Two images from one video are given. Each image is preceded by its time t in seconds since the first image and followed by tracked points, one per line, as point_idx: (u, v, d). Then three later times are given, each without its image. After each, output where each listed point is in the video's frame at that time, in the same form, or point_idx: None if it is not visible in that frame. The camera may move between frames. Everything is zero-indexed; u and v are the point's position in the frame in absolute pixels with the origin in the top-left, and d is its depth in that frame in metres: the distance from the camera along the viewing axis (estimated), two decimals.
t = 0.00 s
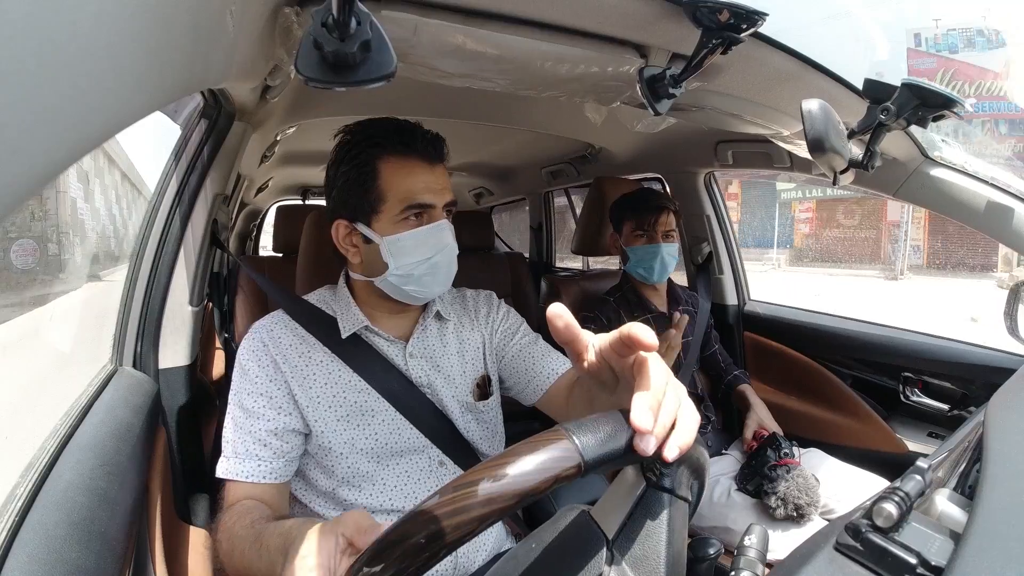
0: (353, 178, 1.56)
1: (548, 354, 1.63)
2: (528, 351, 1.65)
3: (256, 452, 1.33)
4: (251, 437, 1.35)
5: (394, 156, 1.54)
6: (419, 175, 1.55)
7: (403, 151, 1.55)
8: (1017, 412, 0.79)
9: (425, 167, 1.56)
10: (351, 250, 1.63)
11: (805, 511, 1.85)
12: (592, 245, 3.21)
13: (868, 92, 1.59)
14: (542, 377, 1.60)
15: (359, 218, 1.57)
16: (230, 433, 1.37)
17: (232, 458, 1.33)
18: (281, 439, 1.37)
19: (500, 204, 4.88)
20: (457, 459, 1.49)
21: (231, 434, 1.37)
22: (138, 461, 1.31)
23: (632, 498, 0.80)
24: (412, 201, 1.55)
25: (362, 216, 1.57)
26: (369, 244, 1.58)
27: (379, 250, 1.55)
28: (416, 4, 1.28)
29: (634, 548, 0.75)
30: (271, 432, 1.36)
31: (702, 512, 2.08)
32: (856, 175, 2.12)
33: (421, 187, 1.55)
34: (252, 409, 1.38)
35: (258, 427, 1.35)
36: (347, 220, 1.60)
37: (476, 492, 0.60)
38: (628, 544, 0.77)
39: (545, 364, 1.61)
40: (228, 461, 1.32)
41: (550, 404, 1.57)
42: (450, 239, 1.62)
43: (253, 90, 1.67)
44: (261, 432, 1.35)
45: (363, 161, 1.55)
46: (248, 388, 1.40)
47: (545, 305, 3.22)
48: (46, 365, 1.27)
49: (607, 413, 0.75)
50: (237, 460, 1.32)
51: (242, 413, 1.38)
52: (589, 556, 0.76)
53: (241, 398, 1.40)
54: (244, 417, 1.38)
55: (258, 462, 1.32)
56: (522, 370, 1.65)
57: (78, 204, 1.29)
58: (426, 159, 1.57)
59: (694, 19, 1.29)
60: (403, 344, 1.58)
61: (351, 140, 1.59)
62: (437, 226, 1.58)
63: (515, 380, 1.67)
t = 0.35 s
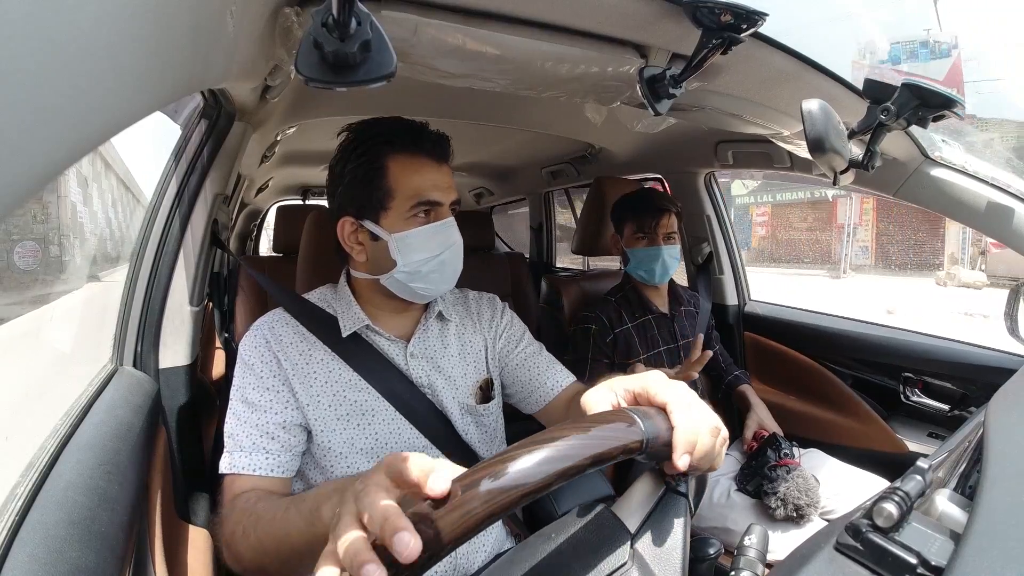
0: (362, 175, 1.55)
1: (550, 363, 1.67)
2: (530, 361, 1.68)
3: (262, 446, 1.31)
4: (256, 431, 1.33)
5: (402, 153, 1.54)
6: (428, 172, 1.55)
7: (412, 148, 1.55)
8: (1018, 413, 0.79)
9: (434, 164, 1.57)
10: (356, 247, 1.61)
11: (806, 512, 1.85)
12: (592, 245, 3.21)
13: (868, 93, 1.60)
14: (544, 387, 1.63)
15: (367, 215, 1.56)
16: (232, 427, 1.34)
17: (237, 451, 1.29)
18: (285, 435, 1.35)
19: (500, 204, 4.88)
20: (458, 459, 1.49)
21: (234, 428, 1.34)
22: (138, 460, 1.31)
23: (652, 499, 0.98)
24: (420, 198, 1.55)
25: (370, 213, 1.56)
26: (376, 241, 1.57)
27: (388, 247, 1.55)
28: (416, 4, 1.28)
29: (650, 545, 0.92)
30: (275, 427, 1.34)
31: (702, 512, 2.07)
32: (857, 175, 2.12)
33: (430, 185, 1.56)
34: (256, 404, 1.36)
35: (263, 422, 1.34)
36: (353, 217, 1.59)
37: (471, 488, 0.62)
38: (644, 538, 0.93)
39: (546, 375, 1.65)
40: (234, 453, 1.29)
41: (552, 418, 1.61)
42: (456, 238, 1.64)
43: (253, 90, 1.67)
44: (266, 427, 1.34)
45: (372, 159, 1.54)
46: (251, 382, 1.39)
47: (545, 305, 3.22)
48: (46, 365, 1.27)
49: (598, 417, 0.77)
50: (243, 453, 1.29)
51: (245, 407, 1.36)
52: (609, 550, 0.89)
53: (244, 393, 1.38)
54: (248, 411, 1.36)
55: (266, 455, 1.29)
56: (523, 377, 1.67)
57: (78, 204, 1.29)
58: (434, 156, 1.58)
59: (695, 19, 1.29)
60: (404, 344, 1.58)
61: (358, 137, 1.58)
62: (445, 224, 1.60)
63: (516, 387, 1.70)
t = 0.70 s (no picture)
0: (369, 176, 1.53)
1: (558, 382, 1.75)
2: (540, 376, 1.73)
3: (266, 456, 1.30)
4: (259, 440, 1.31)
5: (409, 151, 1.53)
6: (436, 172, 1.55)
7: (418, 147, 1.55)
8: (1017, 413, 0.79)
9: (441, 164, 1.57)
10: (359, 249, 1.60)
11: (807, 512, 1.86)
12: (592, 245, 3.20)
13: (868, 93, 1.60)
14: (551, 406, 1.72)
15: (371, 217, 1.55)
16: (234, 435, 1.32)
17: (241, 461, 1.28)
18: (290, 445, 1.34)
19: (500, 204, 4.88)
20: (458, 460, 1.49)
21: (236, 437, 1.32)
22: (138, 461, 1.31)
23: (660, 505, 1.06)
24: (429, 200, 1.55)
25: (376, 215, 1.55)
26: (382, 244, 1.56)
27: (394, 252, 1.55)
28: (415, 3, 1.28)
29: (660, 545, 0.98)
30: (278, 435, 1.33)
31: (702, 512, 2.07)
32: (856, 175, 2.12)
33: (437, 185, 1.56)
34: (258, 411, 1.35)
35: (267, 431, 1.33)
36: (357, 220, 1.56)
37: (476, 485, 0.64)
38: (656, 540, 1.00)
39: (555, 396, 1.73)
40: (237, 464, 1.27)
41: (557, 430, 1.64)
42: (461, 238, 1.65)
43: (253, 90, 1.67)
44: (269, 436, 1.32)
45: (378, 159, 1.52)
46: (252, 390, 1.37)
47: (545, 305, 3.22)
48: (46, 365, 1.27)
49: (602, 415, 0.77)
50: (247, 464, 1.28)
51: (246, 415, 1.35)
52: (628, 546, 0.95)
53: (245, 400, 1.36)
54: (250, 419, 1.34)
55: (271, 466, 1.29)
56: (529, 386, 1.73)
57: (78, 204, 1.29)
58: (440, 155, 1.58)
59: (695, 19, 1.30)
60: (407, 348, 1.58)
61: (360, 133, 1.54)
62: (451, 224, 1.62)
63: (520, 393, 1.75)
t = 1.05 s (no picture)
0: (378, 174, 1.53)
1: (561, 397, 1.76)
2: (545, 387, 1.75)
3: (281, 464, 1.33)
4: (271, 447, 1.35)
5: (419, 152, 1.54)
6: (447, 173, 1.55)
7: (429, 147, 1.55)
8: (1018, 413, 0.79)
9: (452, 164, 1.57)
10: (367, 249, 1.59)
11: (805, 511, 1.86)
12: (591, 245, 3.20)
13: (867, 92, 1.60)
14: (554, 417, 1.74)
15: (380, 216, 1.55)
16: (246, 441, 1.35)
17: (253, 470, 1.32)
18: (301, 451, 1.37)
19: (500, 204, 4.88)
20: (459, 460, 1.49)
21: (246, 444, 1.35)
22: (138, 461, 1.31)
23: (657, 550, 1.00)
24: (439, 201, 1.55)
25: (384, 214, 1.55)
26: (391, 244, 1.56)
27: (403, 252, 1.55)
28: (414, 4, 1.28)
29: None
30: (289, 442, 1.36)
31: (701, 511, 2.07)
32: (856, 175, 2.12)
33: (449, 186, 1.56)
34: (268, 417, 1.37)
35: (279, 438, 1.35)
36: (365, 219, 1.57)
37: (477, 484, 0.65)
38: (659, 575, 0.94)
39: (556, 410, 1.74)
40: (251, 473, 1.31)
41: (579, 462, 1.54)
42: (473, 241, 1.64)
43: (253, 91, 1.67)
44: (281, 443, 1.35)
45: (388, 158, 1.53)
46: (260, 394, 1.40)
47: (545, 305, 3.22)
48: (46, 365, 1.27)
49: (616, 411, 0.76)
50: (261, 472, 1.32)
51: (256, 420, 1.37)
52: None
53: (254, 404, 1.39)
54: (260, 425, 1.36)
55: (285, 474, 1.33)
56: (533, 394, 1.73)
57: (79, 204, 1.29)
58: (451, 155, 1.58)
59: (694, 19, 1.30)
60: (414, 350, 1.58)
61: (373, 131, 1.56)
62: (463, 226, 1.60)
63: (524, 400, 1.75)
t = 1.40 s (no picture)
0: (350, 166, 1.60)
1: (559, 400, 1.77)
2: (544, 389, 1.74)
3: (301, 457, 1.33)
4: (285, 441, 1.34)
5: (379, 142, 1.54)
6: (397, 161, 1.53)
7: (385, 138, 1.54)
8: (1017, 412, 0.79)
9: (402, 153, 1.53)
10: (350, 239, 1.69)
11: (805, 511, 1.86)
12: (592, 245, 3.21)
13: (868, 93, 1.60)
14: (555, 418, 1.75)
15: (351, 208, 1.63)
16: (261, 438, 1.35)
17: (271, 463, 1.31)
18: (316, 445, 1.36)
19: (500, 205, 4.88)
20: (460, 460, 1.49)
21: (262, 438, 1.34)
22: (138, 461, 1.31)
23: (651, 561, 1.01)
24: (387, 189, 1.54)
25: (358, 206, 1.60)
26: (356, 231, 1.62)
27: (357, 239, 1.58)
28: (414, 4, 1.28)
29: None
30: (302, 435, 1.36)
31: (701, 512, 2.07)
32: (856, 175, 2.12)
33: (393, 173, 1.53)
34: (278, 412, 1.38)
35: (297, 432, 1.36)
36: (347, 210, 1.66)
37: (473, 490, 0.65)
38: None
39: (552, 413, 1.74)
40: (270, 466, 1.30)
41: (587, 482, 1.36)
42: (432, 232, 1.56)
43: (253, 91, 1.67)
44: (299, 436, 1.35)
45: (355, 150, 1.59)
46: (268, 391, 1.40)
47: (545, 305, 3.22)
48: (46, 365, 1.27)
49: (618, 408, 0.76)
50: (284, 466, 1.31)
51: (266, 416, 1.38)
52: None
53: (262, 401, 1.39)
54: (275, 419, 1.36)
55: (308, 465, 1.32)
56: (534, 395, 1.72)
57: (79, 204, 1.29)
58: (408, 145, 1.54)
59: (694, 20, 1.30)
60: (419, 348, 1.58)
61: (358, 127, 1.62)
62: (410, 215, 1.54)
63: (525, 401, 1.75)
